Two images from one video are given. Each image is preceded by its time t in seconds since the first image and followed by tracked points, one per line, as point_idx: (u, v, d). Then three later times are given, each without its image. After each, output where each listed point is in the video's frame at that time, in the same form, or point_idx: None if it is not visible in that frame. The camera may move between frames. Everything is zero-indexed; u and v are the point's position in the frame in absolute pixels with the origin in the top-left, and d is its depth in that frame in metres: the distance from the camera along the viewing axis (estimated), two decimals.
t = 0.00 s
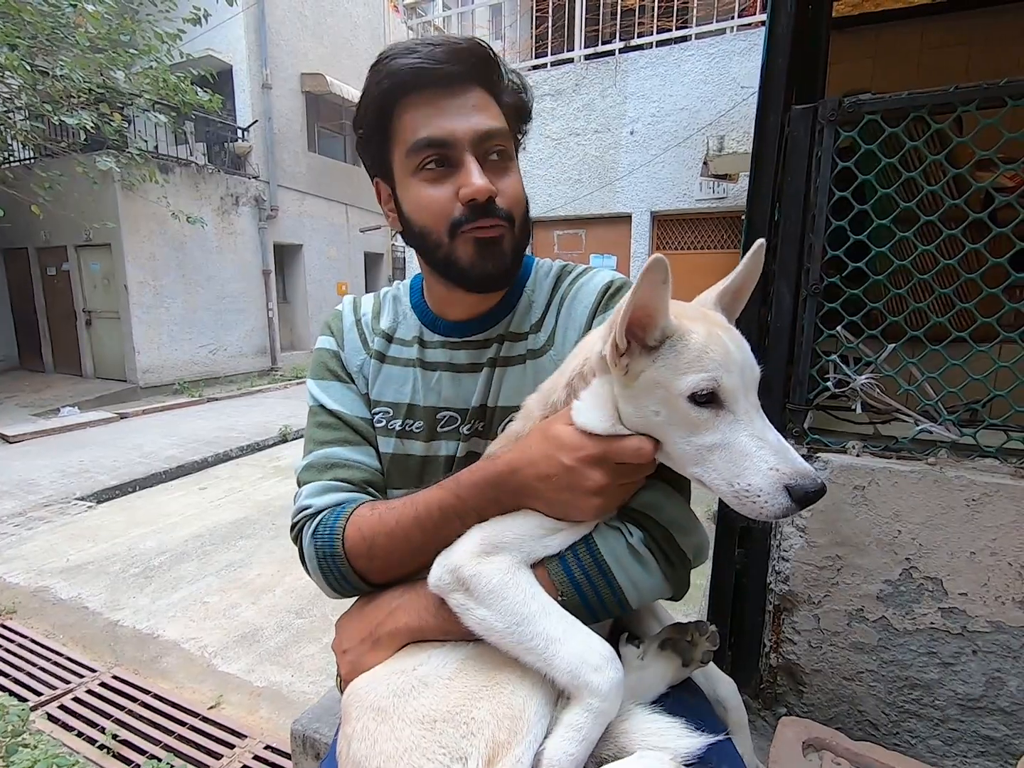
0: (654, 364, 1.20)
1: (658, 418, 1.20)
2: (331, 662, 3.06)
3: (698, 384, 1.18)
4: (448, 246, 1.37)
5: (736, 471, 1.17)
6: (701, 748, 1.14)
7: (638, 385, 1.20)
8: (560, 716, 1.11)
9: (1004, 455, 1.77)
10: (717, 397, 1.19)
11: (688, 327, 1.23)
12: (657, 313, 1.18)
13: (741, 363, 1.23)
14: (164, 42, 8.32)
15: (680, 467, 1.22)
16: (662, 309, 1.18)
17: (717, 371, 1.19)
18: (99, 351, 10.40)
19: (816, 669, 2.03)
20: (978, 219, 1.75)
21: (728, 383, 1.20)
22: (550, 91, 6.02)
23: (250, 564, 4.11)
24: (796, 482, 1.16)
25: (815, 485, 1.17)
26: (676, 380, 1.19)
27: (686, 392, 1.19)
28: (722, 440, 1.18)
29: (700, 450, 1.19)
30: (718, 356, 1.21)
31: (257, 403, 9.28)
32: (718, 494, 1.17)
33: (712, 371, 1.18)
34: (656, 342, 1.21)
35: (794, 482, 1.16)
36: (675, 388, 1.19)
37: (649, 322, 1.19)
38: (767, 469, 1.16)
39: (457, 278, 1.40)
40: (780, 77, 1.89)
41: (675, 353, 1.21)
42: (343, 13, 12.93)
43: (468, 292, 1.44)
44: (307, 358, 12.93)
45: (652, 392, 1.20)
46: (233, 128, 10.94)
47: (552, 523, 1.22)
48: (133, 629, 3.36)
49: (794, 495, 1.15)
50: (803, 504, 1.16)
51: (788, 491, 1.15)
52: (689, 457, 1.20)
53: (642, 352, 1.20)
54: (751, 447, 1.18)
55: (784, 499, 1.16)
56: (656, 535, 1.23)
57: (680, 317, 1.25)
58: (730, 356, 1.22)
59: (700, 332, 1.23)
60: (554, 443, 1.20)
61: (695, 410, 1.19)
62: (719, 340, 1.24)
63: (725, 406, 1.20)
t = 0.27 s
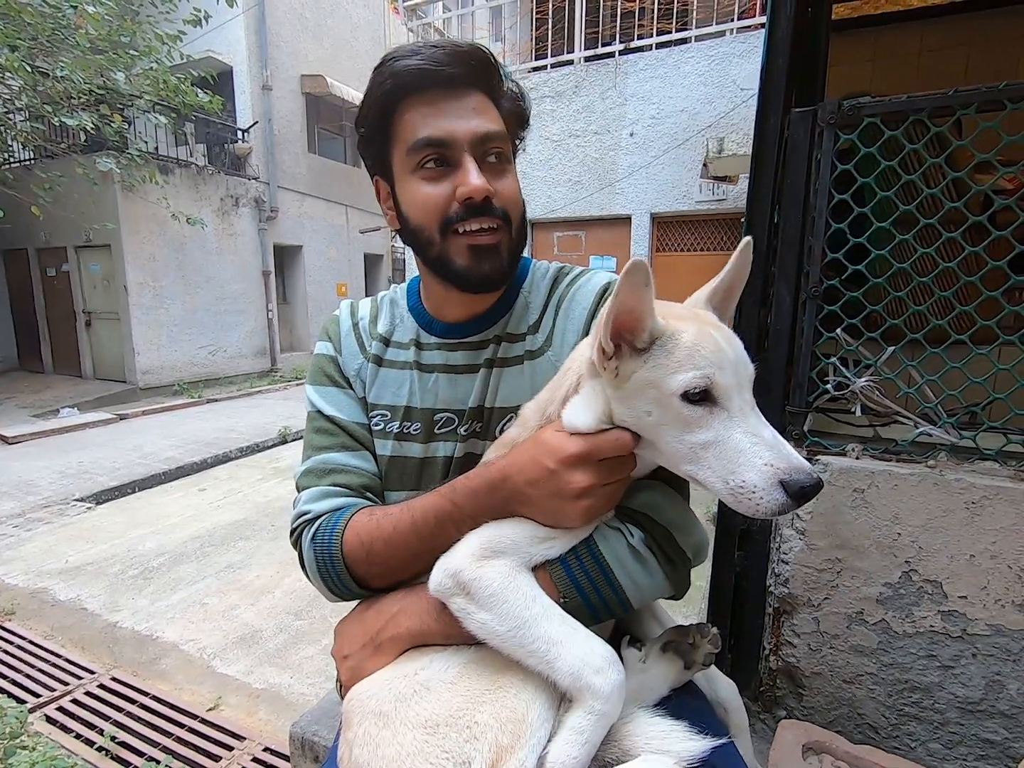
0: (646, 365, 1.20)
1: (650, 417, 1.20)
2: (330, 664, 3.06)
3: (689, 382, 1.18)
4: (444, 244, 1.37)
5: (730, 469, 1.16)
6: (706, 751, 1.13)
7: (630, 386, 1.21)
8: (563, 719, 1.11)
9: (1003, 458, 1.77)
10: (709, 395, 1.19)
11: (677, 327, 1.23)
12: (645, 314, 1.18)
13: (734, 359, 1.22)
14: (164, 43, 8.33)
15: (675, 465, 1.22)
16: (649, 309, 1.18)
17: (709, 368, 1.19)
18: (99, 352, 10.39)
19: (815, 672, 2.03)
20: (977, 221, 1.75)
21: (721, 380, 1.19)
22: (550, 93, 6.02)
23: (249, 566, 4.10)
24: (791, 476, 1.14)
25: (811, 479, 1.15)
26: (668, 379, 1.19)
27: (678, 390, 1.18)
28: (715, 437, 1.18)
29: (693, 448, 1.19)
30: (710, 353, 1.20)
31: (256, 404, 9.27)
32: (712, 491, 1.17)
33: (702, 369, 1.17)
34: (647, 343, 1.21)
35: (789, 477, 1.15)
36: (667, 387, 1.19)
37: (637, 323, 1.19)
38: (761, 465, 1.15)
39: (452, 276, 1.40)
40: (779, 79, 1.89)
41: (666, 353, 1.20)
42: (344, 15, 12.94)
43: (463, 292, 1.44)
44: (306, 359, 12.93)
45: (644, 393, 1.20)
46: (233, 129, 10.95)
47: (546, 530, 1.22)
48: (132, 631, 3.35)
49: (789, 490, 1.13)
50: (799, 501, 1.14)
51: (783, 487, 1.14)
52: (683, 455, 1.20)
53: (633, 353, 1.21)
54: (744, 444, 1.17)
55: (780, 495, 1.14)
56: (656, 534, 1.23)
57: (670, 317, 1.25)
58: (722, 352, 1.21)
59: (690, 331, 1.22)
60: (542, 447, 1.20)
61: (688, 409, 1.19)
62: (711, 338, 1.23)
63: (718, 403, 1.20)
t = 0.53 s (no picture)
0: (639, 367, 1.20)
1: (641, 419, 1.20)
2: (330, 665, 3.05)
3: (681, 384, 1.18)
4: (446, 255, 1.37)
5: (723, 470, 1.16)
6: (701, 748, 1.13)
7: (622, 389, 1.21)
8: (561, 716, 1.10)
9: (1004, 458, 1.77)
10: (702, 396, 1.19)
11: (669, 329, 1.22)
12: (636, 318, 1.18)
13: (727, 361, 1.22)
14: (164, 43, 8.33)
15: (668, 466, 1.21)
16: (639, 313, 1.17)
17: (700, 370, 1.18)
18: (98, 353, 10.39)
19: (816, 673, 2.02)
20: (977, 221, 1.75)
21: (714, 381, 1.19)
22: (550, 94, 6.02)
23: (249, 567, 4.10)
24: (783, 478, 1.14)
25: (803, 480, 1.14)
26: (661, 380, 1.19)
27: (670, 392, 1.18)
28: (708, 439, 1.17)
29: (685, 449, 1.18)
30: (701, 355, 1.20)
31: (256, 405, 9.26)
32: (705, 492, 1.16)
33: (694, 370, 1.17)
34: (639, 346, 1.20)
35: (782, 478, 1.14)
36: (659, 389, 1.19)
37: (628, 327, 1.19)
38: (754, 466, 1.15)
39: (454, 285, 1.40)
40: (780, 80, 1.88)
41: (657, 356, 1.20)
42: (344, 16, 12.95)
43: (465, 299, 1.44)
44: (306, 359, 12.93)
45: (637, 395, 1.20)
46: (233, 130, 10.96)
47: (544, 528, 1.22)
48: (132, 631, 3.35)
49: (782, 491, 1.13)
50: (793, 502, 1.13)
51: (776, 488, 1.13)
52: (676, 456, 1.20)
53: (625, 356, 1.21)
54: (737, 445, 1.17)
55: (773, 497, 1.14)
56: (653, 534, 1.23)
57: (662, 319, 1.25)
58: (713, 354, 1.21)
59: (682, 333, 1.22)
60: (530, 447, 1.20)
61: (680, 410, 1.18)
62: (703, 341, 1.23)
63: (711, 405, 1.19)
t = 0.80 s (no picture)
0: (629, 371, 1.20)
1: (632, 422, 1.21)
2: (329, 664, 3.05)
3: (673, 385, 1.18)
4: (444, 282, 1.39)
5: (719, 471, 1.15)
6: (699, 745, 1.13)
7: (613, 394, 1.21)
8: (561, 715, 1.11)
9: (1004, 457, 1.77)
10: (695, 396, 1.18)
11: (659, 331, 1.22)
12: (622, 321, 1.18)
13: (719, 360, 1.22)
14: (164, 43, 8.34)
15: (664, 469, 1.21)
16: (625, 316, 1.17)
17: (693, 370, 1.18)
18: (98, 352, 10.38)
19: (815, 672, 2.02)
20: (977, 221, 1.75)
21: (706, 380, 1.19)
22: (550, 93, 6.02)
23: (249, 566, 4.10)
24: (778, 478, 1.13)
25: (799, 479, 1.14)
26: (652, 382, 1.19)
27: (663, 394, 1.18)
28: (702, 439, 1.17)
29: (679, 451, 1.18)
30: (693, 355, 1.20)
31: (255, 404, 9.26)
32: (701, 494, 1.16)
33: (686, 371, 1.17)
34: (628, 349, 1.20)
35: (777, 477, 1.14)
36: (652, 391, 1.19)
37: (615, 331, 1.19)
38: (749, 465, 1.14)
39: (455, 307, 1.43)
40: (780, 78, 1.88)
41: (648, 358, 1.20)
42: (344, 15, 12.95)
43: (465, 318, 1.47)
44: (306, 359, 12.92)
45: (629, 399, 1.20)
46: (233, 129, 10.96)
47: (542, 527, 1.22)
48: (131, 631, 3.35)
49: (778, 491, 1.12)
50: (789, 501, 1.13)
51: (771, 488, 1.13)
52: (671, 459, 1.19)
53: (614, 361, 1.21)
54: (731, 445, 1.16)
55: (769, 496, 1.13)
56: (652, 538, 1.21)
57: (653, 320, 1.25)
58: (705, 354, 1.21)
59: (672, 334, 1.22)
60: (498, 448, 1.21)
61: (673, 411, 1.18)
62: (694, 340, 1.23)
63: (705, 405, 1.19)
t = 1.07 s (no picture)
0: (625, 372, 1.20)
1: (628, 423, 1.21)
2: (329, 663, 3.05)
3: (674, 384, 1.18)
4: (444, 271, 1.39)
5: (720, 471, 1.15)
6: (701, 748, 1.14)
7: (611, 395, 1.21)
8: (558, 720, 1.10)
9: (1003, 457, 1.77)
10: (695, 396, 1.18)
11: (658, 329, 1.22)
12: (619, 323, 1.17)
13: (718, 358, 1.22)
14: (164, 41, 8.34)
15: (663, 470, 1.21)
16: (621, 318, 1.17)
17: (692, 369, 1.18)
18: (98, 351, 10.38)
19: (815, 671, 2.03)
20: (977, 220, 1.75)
21: (707, 380, 1.19)
22: (550, 92, 6.02)
23: (249, 565, 4.10)
24: (780, 477, 1.13)
25: (801, 480, 1.14)
26: (652, 382, 1.19)
27: (663, 394, 1.18)
28: (703, 439, 1.17)
29: (680, 451, 1.18)
30: (692, 354, 1.20)
31: (255, 404, 9.26)
32: (702, 495, 1.16)
33: (686, 370, 1.17)
34: (626, 350, 1.20)
35: (779, 478, 1.14)
36: (652, 391, 1.19)
37: (612, 333, 1.19)
38: (751, 466, 1.14)
39: (455, 298, 1.43)
40: (781, 77, 1.88)
41: (646, 358, 1.20)
42: (343, 14, 12.94)
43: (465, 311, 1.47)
44: (305, 358, 12.92)
45: (629, 400, 1.20)
46: (233, 128, 10.95)
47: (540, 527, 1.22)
48: (131, 629, 3.35)
49: (779, 492, 1.12)
50: (791, 501, 1.13)
51: (773, 488, 1.13)
52: (671, 459, 1.19)
53: (612, 362, 1.20)
54: (732, 445, 1.17)
55: (771, 497, 1.13)
56: (650, 543, 1.20)
57: (652, 319, 1.24)
58: (704, 353, 1.21)
59: (671, 332, 1.22)
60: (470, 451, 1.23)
61: (673, 410, 1.18)
62: (694, 339, 1.23)
63: (705, 404, 1.19)
